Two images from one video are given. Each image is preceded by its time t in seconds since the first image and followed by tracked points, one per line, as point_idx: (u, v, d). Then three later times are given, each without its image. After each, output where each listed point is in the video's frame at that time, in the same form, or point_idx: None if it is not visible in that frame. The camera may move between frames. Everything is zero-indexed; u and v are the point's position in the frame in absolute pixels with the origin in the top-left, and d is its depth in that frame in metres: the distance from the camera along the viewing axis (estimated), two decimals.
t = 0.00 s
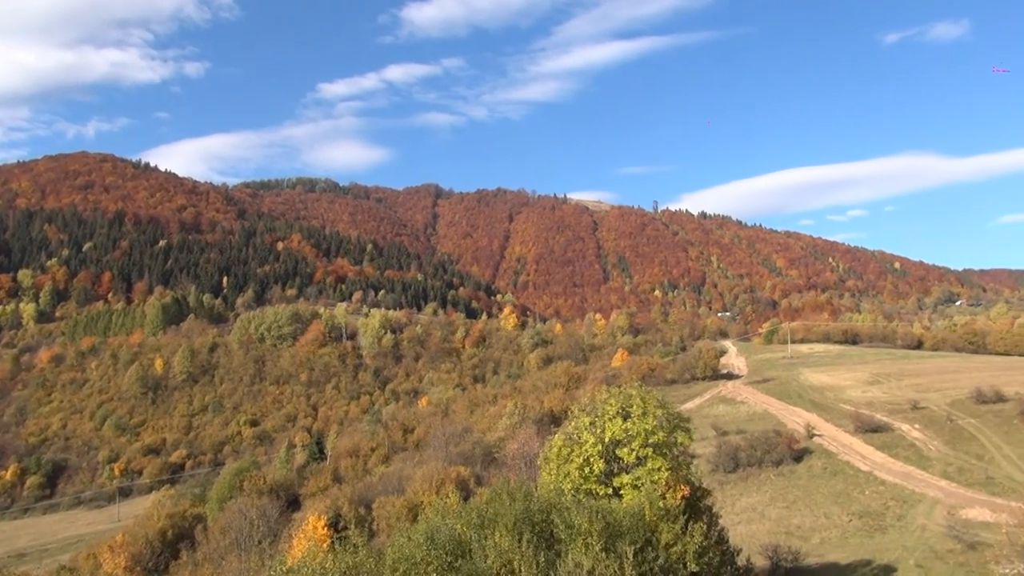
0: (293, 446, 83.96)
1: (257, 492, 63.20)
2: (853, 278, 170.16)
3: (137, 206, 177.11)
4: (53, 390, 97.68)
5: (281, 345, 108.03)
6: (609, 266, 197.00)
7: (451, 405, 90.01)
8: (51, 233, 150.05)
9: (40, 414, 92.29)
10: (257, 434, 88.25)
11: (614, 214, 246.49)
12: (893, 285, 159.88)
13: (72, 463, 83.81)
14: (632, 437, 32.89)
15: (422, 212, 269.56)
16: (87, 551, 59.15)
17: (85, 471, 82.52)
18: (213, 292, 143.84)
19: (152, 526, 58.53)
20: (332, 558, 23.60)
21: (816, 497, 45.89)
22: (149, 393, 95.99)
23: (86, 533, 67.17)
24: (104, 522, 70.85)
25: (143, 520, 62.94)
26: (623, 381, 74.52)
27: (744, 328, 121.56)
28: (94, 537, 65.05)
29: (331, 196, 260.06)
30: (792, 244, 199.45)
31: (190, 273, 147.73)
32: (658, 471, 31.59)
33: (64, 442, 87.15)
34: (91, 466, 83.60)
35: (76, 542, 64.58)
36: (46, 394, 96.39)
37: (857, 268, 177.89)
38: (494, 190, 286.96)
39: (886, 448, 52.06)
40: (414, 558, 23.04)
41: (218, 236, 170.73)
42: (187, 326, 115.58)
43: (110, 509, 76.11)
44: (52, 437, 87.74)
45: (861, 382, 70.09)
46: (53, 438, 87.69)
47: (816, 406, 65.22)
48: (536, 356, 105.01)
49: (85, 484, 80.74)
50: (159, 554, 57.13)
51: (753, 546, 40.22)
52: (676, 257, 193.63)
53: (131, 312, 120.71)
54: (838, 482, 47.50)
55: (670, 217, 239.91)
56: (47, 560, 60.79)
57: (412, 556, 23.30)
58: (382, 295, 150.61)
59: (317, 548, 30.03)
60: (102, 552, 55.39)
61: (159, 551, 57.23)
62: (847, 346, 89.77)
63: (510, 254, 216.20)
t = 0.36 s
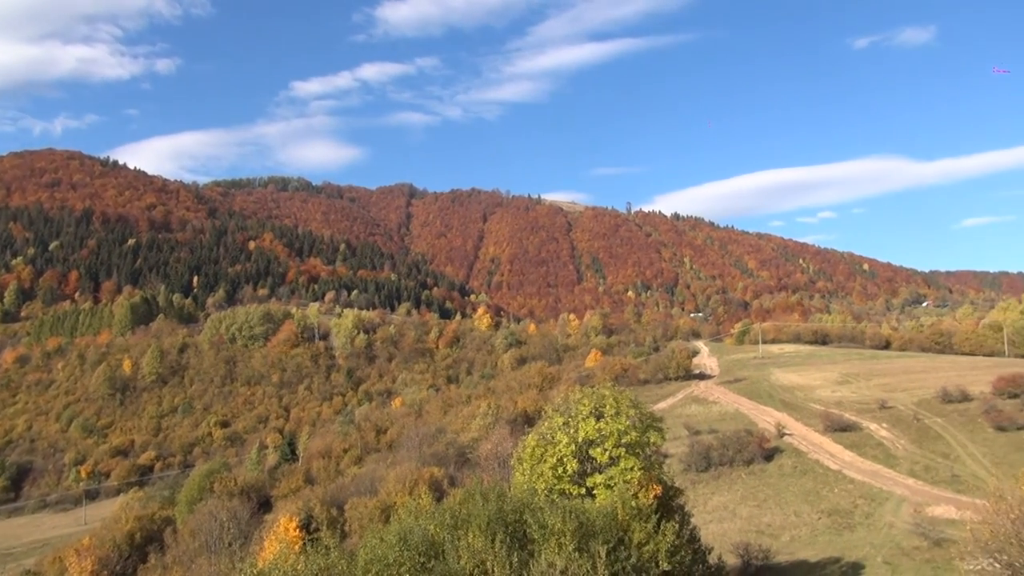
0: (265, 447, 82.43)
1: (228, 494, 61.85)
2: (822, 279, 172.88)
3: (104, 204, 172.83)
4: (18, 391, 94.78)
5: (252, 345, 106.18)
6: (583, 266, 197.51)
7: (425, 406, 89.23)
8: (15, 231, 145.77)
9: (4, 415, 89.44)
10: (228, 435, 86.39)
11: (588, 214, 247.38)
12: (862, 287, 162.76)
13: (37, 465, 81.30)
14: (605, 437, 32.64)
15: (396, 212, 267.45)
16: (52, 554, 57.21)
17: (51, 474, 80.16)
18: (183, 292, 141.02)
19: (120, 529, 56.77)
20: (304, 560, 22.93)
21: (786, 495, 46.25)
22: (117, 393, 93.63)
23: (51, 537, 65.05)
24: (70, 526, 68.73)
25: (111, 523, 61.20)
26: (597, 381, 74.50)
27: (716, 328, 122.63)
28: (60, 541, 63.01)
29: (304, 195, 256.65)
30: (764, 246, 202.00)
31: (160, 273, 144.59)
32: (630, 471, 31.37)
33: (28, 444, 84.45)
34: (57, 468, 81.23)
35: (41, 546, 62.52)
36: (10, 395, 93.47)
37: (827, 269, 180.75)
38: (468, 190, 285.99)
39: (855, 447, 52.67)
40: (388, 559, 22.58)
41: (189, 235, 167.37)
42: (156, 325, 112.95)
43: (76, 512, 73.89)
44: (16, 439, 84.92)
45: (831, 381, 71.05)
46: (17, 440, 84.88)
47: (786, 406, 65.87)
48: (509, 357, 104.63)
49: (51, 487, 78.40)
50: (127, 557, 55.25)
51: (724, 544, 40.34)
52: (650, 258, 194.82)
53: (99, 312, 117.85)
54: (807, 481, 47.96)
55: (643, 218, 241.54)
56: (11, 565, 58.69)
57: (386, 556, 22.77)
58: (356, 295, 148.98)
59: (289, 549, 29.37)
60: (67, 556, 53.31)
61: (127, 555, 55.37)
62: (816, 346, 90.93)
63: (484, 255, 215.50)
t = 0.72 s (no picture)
0: (236, 449, 80.77)
1: (199, 497, 60.44)
2: (793, 279, 175.30)
3: (71, 203, 168.36)
4: None
5: (223, 346, 104.19)
6: (557, 266, 197.74)
7: (398, 406, 88.33)
8: None
9: None
10: (198, 437, 84.37)
11: (562, 214, 247.86)
12: (832, 287, 165.41)
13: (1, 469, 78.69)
14: (579, 436, 32.36)
15: (369, 212, 264.99)
16: (16, 560, 55.15)
17: (16, 477, 77.65)
18: (153, 292, 138.06)
19: (87, 533, 55.60)
20: (276, 563, 22.29)
21: (758, 493, 46.55)
22: (85, 395, 91.21)
23: (16, 542, 62.79)
24: (35, 530, 66.47)
25: (78, 526, 59.43)
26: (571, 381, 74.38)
27: (689, 328, 123.52)
28: (25, 546, 60.86)
29: (276, 194, 252.98)
30: (736, 246, 204.27)
31: (129, 272, 141.29)
32: (604, 470, 31.15)
33: None
34: (21, 472, 78.74)
35: (5, 552, 60.35)
36: None
37: (798, 270, 183.32)
38: (442, 190, 284.56)
39: (825, 445, 53.23)
40: (361, 560, 21.98)
41: (158, 234, 163.78)
42: (126, 326, 110.29)
43: (42, 516, 71.47)
44: None
45: (802, 380, 71.86)
46: None
47: (758, 405, 66.44)
48: (484, 357, 104.11)
49: (16, 490, 75.87)
50: (95, 561, 54.18)
51: (697, 543, 40.40)
52: (624, 258, 195.72)
53: (66, 312, 115.42)
54: (778, 479, 48.34)
55: (617, 218, 242.69)
56: None
57: (358, 557, 22.20)
58: (328, 295, 147.14)
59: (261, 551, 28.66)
60: (33, 561, 50.97)
61: (95, 558, 54.26)
62: (787, 346, 91.99)
63: (458, 255, 214.47)
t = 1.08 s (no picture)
0: (208, 452, 79.09)
1: (169, 501, 59.19)
2: (765, 279, 177.53)
3: (36, 202, 163.86)
4: None
5: (194, 348, 102.24)
6: (532, 267, 197.77)
7: (372, 408, 87.33)
8: None
9: None
10: (169, 441, 82.33)
11: (536, 215, 247.96)
12: (803, 287, 167.86)
13: None
14: (554, 437, 32.09)
15: (343, 212, 262.32)
16: None
17: None
18: (123, 293, 135.11)
19: (54, 539, 54.02)
20: (247, 568, 21.65)
21: (731, 492, 46.81)
22: (52, 399, 88.80)
23: None
24: None
25: (44, 533, 57.67)
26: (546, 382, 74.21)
27: (663, 328, 124.29)
28: None
29: (249, 194, 249.17)
30: (709, 247, 206.35)
31: (98, 273, 138.02)
32: (578, 471, 30.93)
33: None
34: None
35: None
36: None
37: (770, 270, 185.75)
38: (417, 190, 282.86)
39: (797, 444, 53.69)
40: (334, 565, 21.63)
41: (128, 234, 160.14)
42: (94, 328, 107.49)
43: (7, 522, 68.88)
44: None
45: (774, 380, 72.58)
46: None
47: (731, 404, 66.97)
48: (458, 358, 103.47)
49: None
50: (62, 568, 52.66)
51: (671, 541, 40.45)
52: (598, 259, 196.44)
53: (34, 313, 113.83)
54: (751, 477, 48.65)
55: (591, 219, 243.54)
56: None
57: (331, 562, 21.79)
58: (302, 297, 145.24)
59: (234, 556, 27.82)
60: None
61: (63, 565, 52.75)
62: (759, 345, 92.95)
63: (432, 255, 213.31)
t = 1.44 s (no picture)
0: (178, 454, 77.29)
1: (139, 504, 57.79)
2: (738, 280, 179.53)
3: None
4: None
5: (164, 348, 100.08)
6: (506, 267, 197.47)
7: (345, 409, 86.24)
8: None
9: None
10: (139, 443, 80.22)
11: (511, 215, 247.75)
12: (775, 288, 170.11)
13: None
14: (528, 437, 31.80)
15: (316, 212, 259.33)
16: None
17: None
18: (90, 293, 131.81)
19: (19, 543, 52.30)
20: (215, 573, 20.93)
21: (703, 491, 46.98)
22: (17, 401, 86.06)
23: None
24: None
25: (8, 538, 55.79)
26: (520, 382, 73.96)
27: (637, 328, 124.96)
28: None
29: (220, 193, 245.12)
30: (682, 248, 208.19)
31: (64, 273, 134.48)
32: (553, 471, 30.70)
33: None
34: None
35: None
36: None
37: (742, 271, 187.96)
38: (391, 190, 280.92)
39: (768, 443, 54.16)
40: (305, 567, 21.26)
41: (96, 233, 156.27)
42: (61, 328, 104.59)
43: None
44: None
45: (746, 380, 73.27)
46: None
47: (703, 404, 67.40)
48: (432, 358, 102.69)
49: None
50: (27, 573, 51.06)
51: (644, 540, 40.44)
52: (572, 259, 196.93)
53: None
54: (723, 476, 48.91)
55: (566, 220, 244.06)
56: None
57: (300, 566, 21.31)
58: (274, 297, 143.17)
59: (205, 558, 26.95)
60: None
61: (29, 569, 51.15)
62: (732, 346, 93.74)
63: (407, 255, 211.91)
